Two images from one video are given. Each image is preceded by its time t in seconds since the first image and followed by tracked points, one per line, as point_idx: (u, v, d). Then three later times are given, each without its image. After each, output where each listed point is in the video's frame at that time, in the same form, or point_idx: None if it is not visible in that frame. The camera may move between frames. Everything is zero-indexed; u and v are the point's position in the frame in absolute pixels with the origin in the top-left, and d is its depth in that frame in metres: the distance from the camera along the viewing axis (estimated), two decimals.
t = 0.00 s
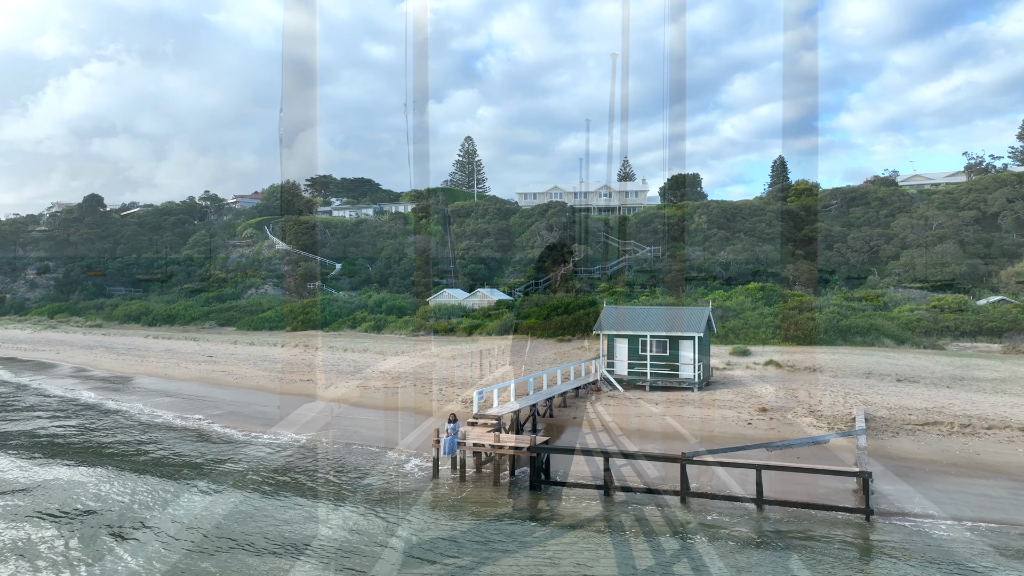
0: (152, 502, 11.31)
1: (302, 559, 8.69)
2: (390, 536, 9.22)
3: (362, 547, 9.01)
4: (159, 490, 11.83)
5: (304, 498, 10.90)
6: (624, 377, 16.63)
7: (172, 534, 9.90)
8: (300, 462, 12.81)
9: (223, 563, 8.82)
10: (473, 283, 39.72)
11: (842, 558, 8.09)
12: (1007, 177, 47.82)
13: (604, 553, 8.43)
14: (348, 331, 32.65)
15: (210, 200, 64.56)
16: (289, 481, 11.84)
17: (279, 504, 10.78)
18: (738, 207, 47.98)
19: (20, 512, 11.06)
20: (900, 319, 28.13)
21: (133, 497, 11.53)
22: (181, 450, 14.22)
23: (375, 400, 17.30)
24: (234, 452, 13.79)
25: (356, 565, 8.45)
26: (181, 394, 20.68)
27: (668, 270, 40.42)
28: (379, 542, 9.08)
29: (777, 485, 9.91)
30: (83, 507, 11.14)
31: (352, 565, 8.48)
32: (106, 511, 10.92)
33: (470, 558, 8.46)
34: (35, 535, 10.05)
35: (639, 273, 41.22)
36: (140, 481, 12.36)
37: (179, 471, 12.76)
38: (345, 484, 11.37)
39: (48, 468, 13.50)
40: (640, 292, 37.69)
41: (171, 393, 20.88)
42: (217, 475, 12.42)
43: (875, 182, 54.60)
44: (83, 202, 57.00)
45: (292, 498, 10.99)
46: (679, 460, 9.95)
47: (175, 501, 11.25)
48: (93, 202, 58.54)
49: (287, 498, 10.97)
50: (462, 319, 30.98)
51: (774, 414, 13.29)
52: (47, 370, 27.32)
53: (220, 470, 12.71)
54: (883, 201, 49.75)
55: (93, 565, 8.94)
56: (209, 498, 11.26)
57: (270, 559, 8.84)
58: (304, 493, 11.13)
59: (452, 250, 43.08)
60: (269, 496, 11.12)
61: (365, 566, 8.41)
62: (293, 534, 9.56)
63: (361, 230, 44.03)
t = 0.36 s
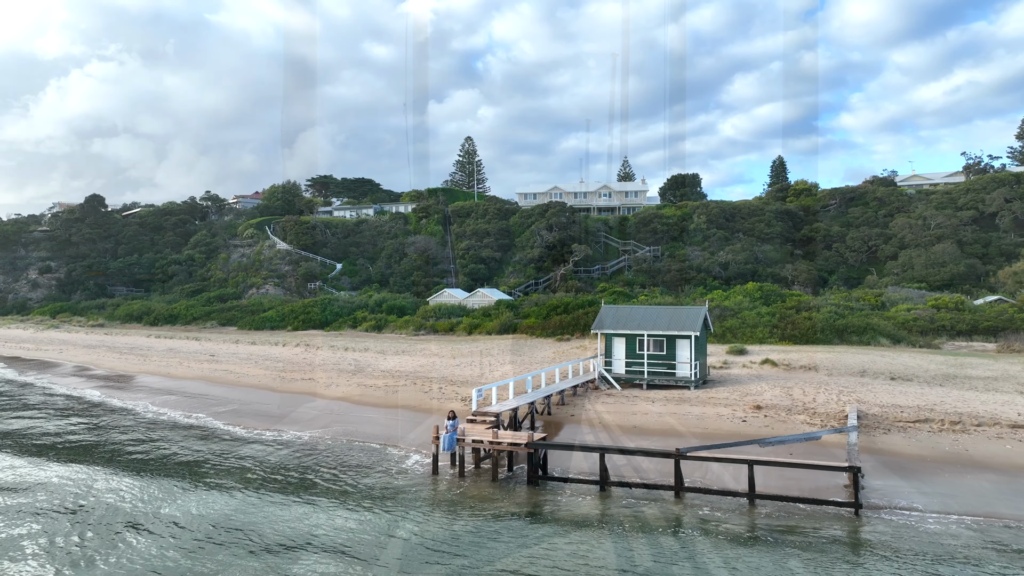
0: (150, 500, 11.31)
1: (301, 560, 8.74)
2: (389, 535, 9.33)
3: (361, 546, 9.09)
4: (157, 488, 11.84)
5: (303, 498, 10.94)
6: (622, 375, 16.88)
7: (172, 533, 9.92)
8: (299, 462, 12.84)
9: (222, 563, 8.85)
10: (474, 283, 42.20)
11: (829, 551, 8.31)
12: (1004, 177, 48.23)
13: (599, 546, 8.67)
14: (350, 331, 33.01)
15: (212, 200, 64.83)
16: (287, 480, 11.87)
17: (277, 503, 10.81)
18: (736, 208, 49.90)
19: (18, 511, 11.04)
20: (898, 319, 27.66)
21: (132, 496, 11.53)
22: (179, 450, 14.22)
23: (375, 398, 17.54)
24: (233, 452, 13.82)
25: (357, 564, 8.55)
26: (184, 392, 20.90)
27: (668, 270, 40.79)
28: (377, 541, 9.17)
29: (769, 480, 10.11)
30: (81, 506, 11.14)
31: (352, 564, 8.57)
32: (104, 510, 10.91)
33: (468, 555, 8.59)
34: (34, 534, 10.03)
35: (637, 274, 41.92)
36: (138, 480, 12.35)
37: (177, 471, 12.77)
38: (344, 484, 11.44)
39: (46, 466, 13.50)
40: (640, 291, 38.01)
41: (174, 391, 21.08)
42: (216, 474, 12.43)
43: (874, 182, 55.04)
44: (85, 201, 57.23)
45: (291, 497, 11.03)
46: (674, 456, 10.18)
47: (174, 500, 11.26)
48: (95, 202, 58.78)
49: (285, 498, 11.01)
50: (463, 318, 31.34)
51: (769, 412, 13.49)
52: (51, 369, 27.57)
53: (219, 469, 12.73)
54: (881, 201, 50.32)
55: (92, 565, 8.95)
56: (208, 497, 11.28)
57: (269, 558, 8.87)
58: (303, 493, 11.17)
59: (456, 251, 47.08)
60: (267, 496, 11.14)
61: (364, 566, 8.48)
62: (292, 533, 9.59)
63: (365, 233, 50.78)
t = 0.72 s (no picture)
0: (151, 498, 11.39)
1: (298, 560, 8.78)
2: (387, 534, 9.40)
3: (358, 545, 9.15)
4: (155, 487, 11.86)
5: (300, 498, 10.97)
6: (619, 374, 17.08)
7: (170, 532, 9.94)
8: (297, 462, 12.89)
9: (220, 564, 8.87)
10: (474, 283, 42.76)
11: (819, 544, 8.53)
12: (1002, 177, 48.46)
13: (595, 541, 8.86)
14: (351, 330, 33.21)
15: (212, 201, 64.93)
16: (285, 480, 11.90)
17: (274, 503, 10.86)
18: (736, 207, 50.11)
19: (16, 511, 11.05)
20: (894, 319, 27.65)
21: (129, 495, 11.54)
22: (177, 450, 14.25)
23: (375, 396, 17.74)
24: (231, 451, 13.85)
25: (354, 564, 8.62)
26: (186, 390, 21.10)
27: (667, 270, 41.00)
28: (374, 541, 9.23)
29: (761, 476, 10.32)
30: (82, 504, 11.20)
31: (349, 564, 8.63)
32: (102, 509, 10.91)
33: (465, 553, 8.69)
34: (32, 534, 10.05)
35: (636, 274, 42.21)
36: (136, 479, 12.37)
37: (176, 470, 12.79)
38: (341, 484, 11.48)
39: (44, 465, 13.49)
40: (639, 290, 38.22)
41: (176, 390, 21.29)
42: (213, 474, 12.47)
43: (872, 181, 55.28)
44: (87, 202, 57.41)
45: (288, 497, 11.07)
46: (668, 452, 10.38)
47: (172, 499, 11.27)
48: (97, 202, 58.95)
49: (282, 498, 11.05)
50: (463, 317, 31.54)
51: (763, 409, 13.68)
52: (54, 368, 27.75)
53: (217, 468, 12.76)
54: (880, 201, 50.51)
55: (94, 563, 9.02)
56: (206, 497, 11.31)
57: (266, 559, 8.90)
58: (300, 493, 11.21)
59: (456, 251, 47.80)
60: (265, 495, 11.19)
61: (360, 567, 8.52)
62: (288, 533, 9.63)
63: (366, 233, 51.61)
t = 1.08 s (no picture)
0: (155, 493, 11.57)
1: (296, 560, 8.84)
2: (385, 534, 9.48)
3: (356, 541, 9.31)
4: (153, 486, 11.89)
5: (299, 498, 11.02)
6: (617, 372, 17.29)
7: (169, 531, 10.00)
8: (296, 461, 12.93)
9: (218, 563, 8.92)
10: (474, 283, 43.04)
11: (808, 536, 8.76)
12: (1000, 177, 48.67)
13: (591, 534, 9.07)
14: (352, 330, 33.41)
15: (214, 201, 65.18)
16: (284, 478, 11.98)
17: (273, 502, 10.91)
18: (735, 207, 50.35)
19: (16, 511, 11.10)
20: (891, 318, 27.77)
21: (133, 491, 11.73)
22: (177, 449, 14.29)
23: (377, 394, 17.96)
24: (230, 451, 13.89)
25: (351, 564, 8.68)
26: (189, 389, 21.30)
27: (666, 270, 41.19)
28: (371, 540, 9.30)
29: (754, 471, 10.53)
30: (90, 499, 11.41)
31: (347, 563, 8.68)
32: (101, 509, 10.95)
33: (463, 550, 8.81)
34: (32, 534, 10.11)
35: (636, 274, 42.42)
36: (134, 478, 12.41)
37: (174, 470, 12.84)
38: (340, 483, 11.53)
39: (43, 464, 13.54)
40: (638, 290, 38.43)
41: (179, 388, 21.51)
42: (213, 473, 12.51)
43: (871, 181, 55.51)
44: (89, 202, 57.63)
45: (287, 496, 11.11)
46: (663, 448, 10.59)
47: (174, 495, 11.42)
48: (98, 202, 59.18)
49: (280, 497, 11.10)
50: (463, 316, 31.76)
51: (758, 407, 13.90)
52: (58, 367, 27.97)
53: (216, 468, 12.82)
54: (879, 201, 50.69)
55: (100, 558, 9.20)
56: (205, 496, 11.36)
57: (264, 560, 8.94)
58: (298, 492, 11.25)
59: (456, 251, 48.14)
60: (263, 495, 11.24)
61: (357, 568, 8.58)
62: (286, 533, 9.68)
63: (367, 233, 51.85)
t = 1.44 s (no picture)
0: (157, 489, 11.73)
1: (290, 560, 8.84)
2: (382, 532, 9.55)
3: (357, 535, 9.48)
4: (153, 484, 11.98)
5: (294, 498, 11.03)
6: (616, 371, 17.52)
7: (164, 531, 9.98)
8: (291, 462, 12.94)
9: (217, 560, 9.00)
10: (474, 283, 43.26)
11: (799, 529, 8.99)
12: (998, 177, 48.88)
13: (588, 528, 9.29)
14: (353, 330, 33.66)
15: (214, 201, 65.44)
16: (287, 475, 12.17)
17: (268, 503, 10.91)
18: (734, 207, 50.57)
19: (9, 510, 11.06)
20: (888, 318, 27.95)
21: (138, 486, 11.93)
22: (172, 449, 14.29)
23: (377, 393, 18.21)
24: (226, 452, 13.87)
25: (347, 563, 8.69)
26: (191, 387, 21.54)
27: (666, 270, 41.39)
28: (367, 540, 9.30)
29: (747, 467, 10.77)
30: (90, 495, 11.54)
31: (342, 563, 8.70)
32: (95, 509, 10.92)
33: (459, 549, 8.87)
34: (26, 533, 10.07)
35: (636, 273, 42.67)
36: (134, 476, 12.50)
37: (169, 470, 12.82)
38: (335, 484, 11.54)
39: (37, 463, 13.50)
40: (638, 289, 38.63)
41: (181, 387, 21.73)
42: (208, 474, 12.49)
43: (870, 182, 55.72)
44: (90, 202, 57.82)
45: (282, 497, 11.11)
46: (659, 444, 10.83)
47: (177, 490, 11.61)
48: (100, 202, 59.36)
49: (276, 497, 11.10)
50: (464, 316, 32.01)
51: (754, 405, 14.12)
52: (61, 366, 28.16)
53: (211, 468, 12.81)
54: (877, 201, 50.92)
55: (103, 552, 9.37)
56: (200, 496, 11.35)
57: (260, 558, 8.98)
58: (294, 493, 11.26)
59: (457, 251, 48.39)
60: (258, 495, 11.25)
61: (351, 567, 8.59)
62: (283, 532, 9.72)
63: (368, 233, 52.27)
